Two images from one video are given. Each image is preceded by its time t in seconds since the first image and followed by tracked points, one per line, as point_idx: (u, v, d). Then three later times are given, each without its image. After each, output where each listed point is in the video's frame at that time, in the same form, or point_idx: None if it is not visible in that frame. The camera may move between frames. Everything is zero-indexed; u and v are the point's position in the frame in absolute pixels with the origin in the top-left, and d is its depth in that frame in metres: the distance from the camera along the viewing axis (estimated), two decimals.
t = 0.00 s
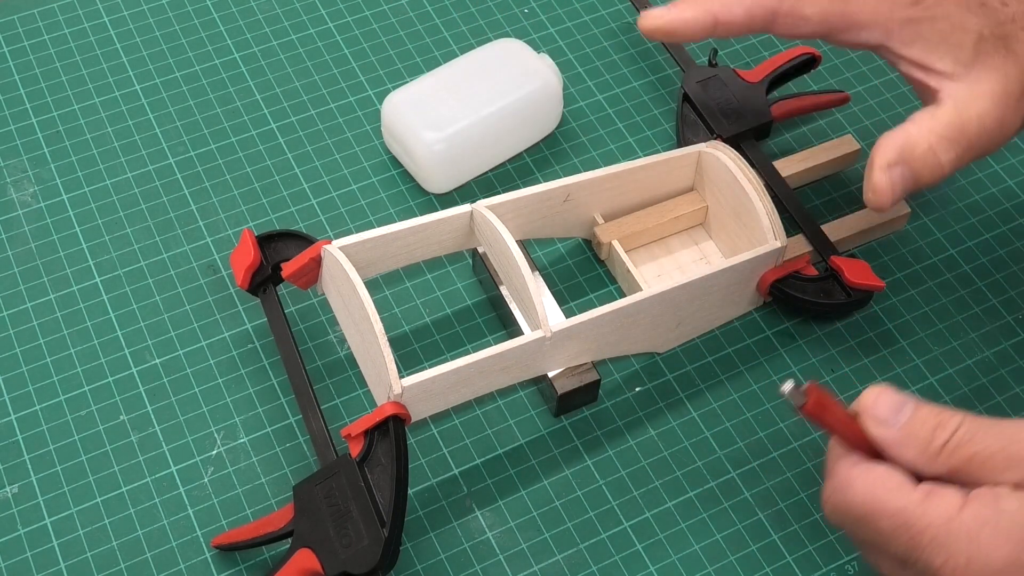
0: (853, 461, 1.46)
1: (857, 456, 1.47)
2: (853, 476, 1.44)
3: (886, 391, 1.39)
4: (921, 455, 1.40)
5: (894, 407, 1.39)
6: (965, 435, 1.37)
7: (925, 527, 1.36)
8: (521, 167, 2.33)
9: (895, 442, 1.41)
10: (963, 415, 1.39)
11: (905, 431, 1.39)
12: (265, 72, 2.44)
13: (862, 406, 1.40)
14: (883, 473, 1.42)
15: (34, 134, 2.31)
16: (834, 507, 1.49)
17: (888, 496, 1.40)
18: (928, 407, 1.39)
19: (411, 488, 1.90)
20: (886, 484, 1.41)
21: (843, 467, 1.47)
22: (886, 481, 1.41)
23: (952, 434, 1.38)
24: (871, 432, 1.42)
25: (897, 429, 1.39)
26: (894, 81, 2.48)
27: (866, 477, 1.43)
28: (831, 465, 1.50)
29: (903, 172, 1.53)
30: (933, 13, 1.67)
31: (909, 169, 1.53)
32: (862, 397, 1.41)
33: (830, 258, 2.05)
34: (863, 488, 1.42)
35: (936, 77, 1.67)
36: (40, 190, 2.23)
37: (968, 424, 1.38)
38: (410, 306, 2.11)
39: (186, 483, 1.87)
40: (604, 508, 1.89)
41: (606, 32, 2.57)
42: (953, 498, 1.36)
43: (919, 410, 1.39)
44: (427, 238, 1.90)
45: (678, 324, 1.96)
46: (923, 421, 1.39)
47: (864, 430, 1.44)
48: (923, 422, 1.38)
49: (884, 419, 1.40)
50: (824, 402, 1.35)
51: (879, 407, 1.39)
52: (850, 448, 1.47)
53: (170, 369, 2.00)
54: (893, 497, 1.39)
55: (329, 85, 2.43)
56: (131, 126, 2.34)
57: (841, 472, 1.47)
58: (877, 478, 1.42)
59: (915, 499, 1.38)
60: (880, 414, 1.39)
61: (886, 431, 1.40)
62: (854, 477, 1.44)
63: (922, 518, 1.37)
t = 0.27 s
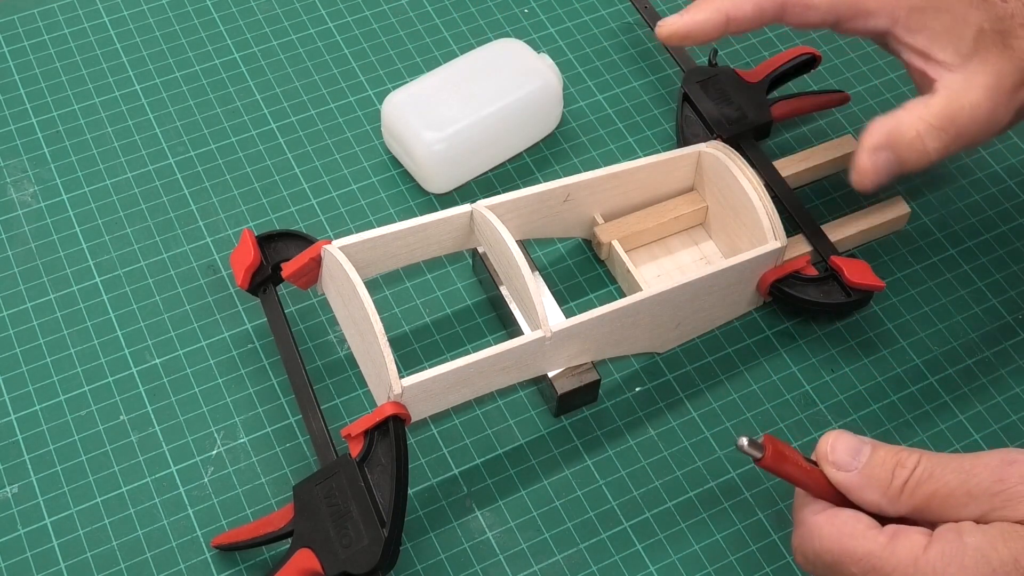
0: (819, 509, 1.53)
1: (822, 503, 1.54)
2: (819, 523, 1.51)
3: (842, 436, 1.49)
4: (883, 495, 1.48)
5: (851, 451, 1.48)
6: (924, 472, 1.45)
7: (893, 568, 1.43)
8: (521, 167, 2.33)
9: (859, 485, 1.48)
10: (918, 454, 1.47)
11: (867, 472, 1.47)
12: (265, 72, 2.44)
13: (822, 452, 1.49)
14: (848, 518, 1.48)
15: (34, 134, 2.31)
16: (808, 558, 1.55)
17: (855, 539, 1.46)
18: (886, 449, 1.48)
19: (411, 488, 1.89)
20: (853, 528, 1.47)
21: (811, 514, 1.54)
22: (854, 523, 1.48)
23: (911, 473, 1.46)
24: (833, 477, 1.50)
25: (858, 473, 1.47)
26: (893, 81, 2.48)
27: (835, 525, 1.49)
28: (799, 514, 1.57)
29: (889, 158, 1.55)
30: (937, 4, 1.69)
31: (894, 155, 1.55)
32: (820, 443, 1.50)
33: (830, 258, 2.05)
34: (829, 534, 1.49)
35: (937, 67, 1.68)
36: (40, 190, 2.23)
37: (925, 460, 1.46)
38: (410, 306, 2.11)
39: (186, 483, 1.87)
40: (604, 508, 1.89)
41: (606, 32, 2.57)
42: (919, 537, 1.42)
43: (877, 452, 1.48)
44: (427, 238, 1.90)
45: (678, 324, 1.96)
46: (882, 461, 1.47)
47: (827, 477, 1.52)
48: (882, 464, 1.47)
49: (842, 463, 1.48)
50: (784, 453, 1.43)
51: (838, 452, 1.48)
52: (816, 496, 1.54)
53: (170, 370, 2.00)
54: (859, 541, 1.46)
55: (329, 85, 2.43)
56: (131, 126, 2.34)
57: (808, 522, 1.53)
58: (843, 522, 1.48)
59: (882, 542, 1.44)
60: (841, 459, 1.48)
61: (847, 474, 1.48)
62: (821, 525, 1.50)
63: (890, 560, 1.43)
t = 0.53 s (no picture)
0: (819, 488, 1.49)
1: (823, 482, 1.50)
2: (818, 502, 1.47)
3: (841, 417, 1.45)
4: (882, 475, 1.42)
5: (849, 431, 1.43)
6: (923, 451, 1.37)
7: (890, 551, 1.37)
8: (521, 167, 2.33)
9: (858, 465, 1.43)
10: (919, 433, 1.40)
11: (865, 453, 1.42)
12: (265, 72, 2.44)
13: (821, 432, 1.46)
14: (846, 500, 1.43)
15: (34, 134, 2.31)
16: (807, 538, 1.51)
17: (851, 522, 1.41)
18: (885, 430, 1.42)
19: (411, 488, 1.90)
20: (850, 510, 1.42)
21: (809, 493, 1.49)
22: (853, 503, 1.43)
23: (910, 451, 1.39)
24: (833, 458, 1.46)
25: (856, 453, 1.43)
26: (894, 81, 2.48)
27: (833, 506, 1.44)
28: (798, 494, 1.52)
29: (794, 45, 1.68)
30: None
31: (800, 45, 1.68)
32: (821, 425, 1.46)
33: (830, 258, 2.05)
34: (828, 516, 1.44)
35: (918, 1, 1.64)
36: (40, 191, 2.23)
37: (926, 439, 1.38)
38: (410, 306, 2.11)
39: (186, 483, 1.87)
40: (604, 508, 1.89)
41: (606, 32, 2.57)
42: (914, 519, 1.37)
43: (875, 432, 1.42)
44: (427, 238, 1.90)
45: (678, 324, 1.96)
46: (880, 441, 1.41)
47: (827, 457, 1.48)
48: (881, 444, 1.41)
49: (841, 444, 1.44)
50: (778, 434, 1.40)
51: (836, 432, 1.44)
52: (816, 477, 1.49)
53: (170, 369, 2.00)
54: (855, 523, 1.41)
55: (329, 85, 2.43)
56: (131, 126, 2.34)
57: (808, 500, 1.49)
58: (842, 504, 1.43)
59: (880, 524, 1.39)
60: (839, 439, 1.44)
61: (845, 454, 1.44)
62: (818, 506, 1.46)
63: (886, 542, 1.38)
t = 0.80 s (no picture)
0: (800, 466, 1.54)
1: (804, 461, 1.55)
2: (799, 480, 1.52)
3: (823, 395, 1.51)
4: (863, 452, 1.48)
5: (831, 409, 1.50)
6: (902, 428, 1.45)
7: (869, 527, 1.43)
8: (521, 167, 2.33)
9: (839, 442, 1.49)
10: (898, 412, 1.47)
11: (846, 430, 1.48)
12: (265, 72, 2.44)
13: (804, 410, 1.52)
14: (827, 477, 1.49)
15: (34, 134, 2.31)
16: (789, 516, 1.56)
17: (832, 498, 1.47)
18: (865, 408, 1.49)
19: (411, 488, 1.90)
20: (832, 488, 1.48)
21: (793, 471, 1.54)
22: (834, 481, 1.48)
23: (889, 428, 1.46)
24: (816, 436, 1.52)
25: (838, 430, 1.49)
26: (894, 81, 2.48)
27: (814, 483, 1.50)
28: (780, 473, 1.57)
29: (797, 31, 1.78)
30: None
31: (802, 31, 1.77)
32: (803, 402, 1.53)
33: (830, 258, 2.05)
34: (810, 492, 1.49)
35: None
36: (40, 190, 2.23)
37: (905, 417, 1.46)
38: (410, 306, 2.11)
39: (186, 483, 1.87)
40: (604, 508, 1.89)
41: (606, 32, 2.57)
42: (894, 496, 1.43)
43: (857, 410, 1.49)
44: (427, 238, 1.90)
45: (678, 324, 1.96)
46: (861, 419, 1.48)
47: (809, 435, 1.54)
48: (862, 421, 1.48)
49: (823, 421, 1.50)
50: (764, 413, 1.45)
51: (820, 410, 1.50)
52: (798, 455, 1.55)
53: (170, 369, 2.00)
54: (836, 500, 1.46)
55: (329, 85, 2.43)
56: (131, 126, 2.34)
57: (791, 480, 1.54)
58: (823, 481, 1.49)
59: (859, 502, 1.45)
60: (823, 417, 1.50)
61: (827, 431, 1.50)
62: (800, 483, 1.51)
63: (866, 519, 1.44)
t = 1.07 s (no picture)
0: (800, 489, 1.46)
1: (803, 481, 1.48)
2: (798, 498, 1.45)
3: (827, 420, 1.44)
4: (869, 476, 1.42)
5: (838, 432, 1.44)
6: (908, 450, 1.39)
7: (878, 541, 1.37)
8: (521, 167, 2.33)
9: (844, 467, 1.43)
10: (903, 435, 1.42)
11: (851, 452, 1.42)
12: (265, 72, 2.44)
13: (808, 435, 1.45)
14: (829, 496, 1.41)
15: (34, 134, 2.31)
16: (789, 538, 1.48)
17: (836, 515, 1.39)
18: (872, 433, 1.44)
19: (411, 488, 1.90)
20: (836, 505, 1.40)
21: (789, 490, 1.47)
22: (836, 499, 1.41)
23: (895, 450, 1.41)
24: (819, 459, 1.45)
25: (843, 454, 1.42)
26: (894, 81, 2.48)
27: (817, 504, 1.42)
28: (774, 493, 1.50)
29: (807, 27, 1.57)
30: None
31: (813, 26, 1.57)
32: (810, 426, 1.45)
33: (830, 258, 2.05)
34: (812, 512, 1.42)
35: None
36: (40, 190, 2.23)
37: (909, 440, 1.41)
38: (410, 306, 2.11)
39: (186, 483, 1.87)
40: (604, 508, 1.89)
41: (606, 32, 2.57)
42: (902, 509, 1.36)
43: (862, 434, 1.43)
44: (428, 238, 1.90)
45: (678, 324, 1.96)
46: (866, 442, 1.42)
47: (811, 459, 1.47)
48: (868, 446, 1.42)
49: (828, 445, 1.44)
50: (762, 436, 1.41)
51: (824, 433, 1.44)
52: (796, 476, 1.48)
53: (170, 369, 2.00)
54: (841, 516, 1.39)
55: (329, 85, 2.43)
56: (131, 126, 2.34)
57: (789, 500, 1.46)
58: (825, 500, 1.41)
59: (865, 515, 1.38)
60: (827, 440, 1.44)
61: (832, 455, 1.43)
62: (801, 502, 1.43)
63: (873, 531, 1.37)
